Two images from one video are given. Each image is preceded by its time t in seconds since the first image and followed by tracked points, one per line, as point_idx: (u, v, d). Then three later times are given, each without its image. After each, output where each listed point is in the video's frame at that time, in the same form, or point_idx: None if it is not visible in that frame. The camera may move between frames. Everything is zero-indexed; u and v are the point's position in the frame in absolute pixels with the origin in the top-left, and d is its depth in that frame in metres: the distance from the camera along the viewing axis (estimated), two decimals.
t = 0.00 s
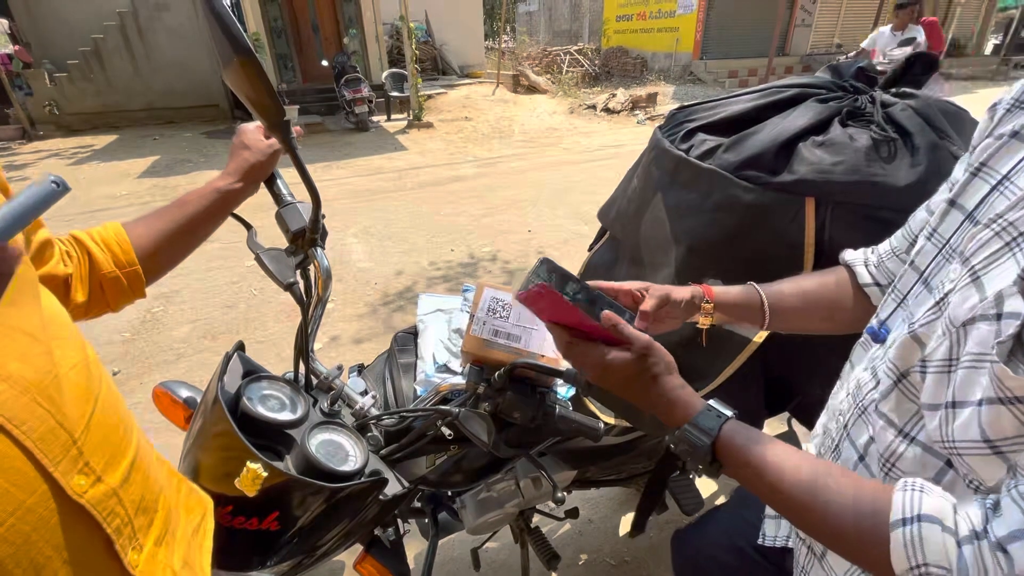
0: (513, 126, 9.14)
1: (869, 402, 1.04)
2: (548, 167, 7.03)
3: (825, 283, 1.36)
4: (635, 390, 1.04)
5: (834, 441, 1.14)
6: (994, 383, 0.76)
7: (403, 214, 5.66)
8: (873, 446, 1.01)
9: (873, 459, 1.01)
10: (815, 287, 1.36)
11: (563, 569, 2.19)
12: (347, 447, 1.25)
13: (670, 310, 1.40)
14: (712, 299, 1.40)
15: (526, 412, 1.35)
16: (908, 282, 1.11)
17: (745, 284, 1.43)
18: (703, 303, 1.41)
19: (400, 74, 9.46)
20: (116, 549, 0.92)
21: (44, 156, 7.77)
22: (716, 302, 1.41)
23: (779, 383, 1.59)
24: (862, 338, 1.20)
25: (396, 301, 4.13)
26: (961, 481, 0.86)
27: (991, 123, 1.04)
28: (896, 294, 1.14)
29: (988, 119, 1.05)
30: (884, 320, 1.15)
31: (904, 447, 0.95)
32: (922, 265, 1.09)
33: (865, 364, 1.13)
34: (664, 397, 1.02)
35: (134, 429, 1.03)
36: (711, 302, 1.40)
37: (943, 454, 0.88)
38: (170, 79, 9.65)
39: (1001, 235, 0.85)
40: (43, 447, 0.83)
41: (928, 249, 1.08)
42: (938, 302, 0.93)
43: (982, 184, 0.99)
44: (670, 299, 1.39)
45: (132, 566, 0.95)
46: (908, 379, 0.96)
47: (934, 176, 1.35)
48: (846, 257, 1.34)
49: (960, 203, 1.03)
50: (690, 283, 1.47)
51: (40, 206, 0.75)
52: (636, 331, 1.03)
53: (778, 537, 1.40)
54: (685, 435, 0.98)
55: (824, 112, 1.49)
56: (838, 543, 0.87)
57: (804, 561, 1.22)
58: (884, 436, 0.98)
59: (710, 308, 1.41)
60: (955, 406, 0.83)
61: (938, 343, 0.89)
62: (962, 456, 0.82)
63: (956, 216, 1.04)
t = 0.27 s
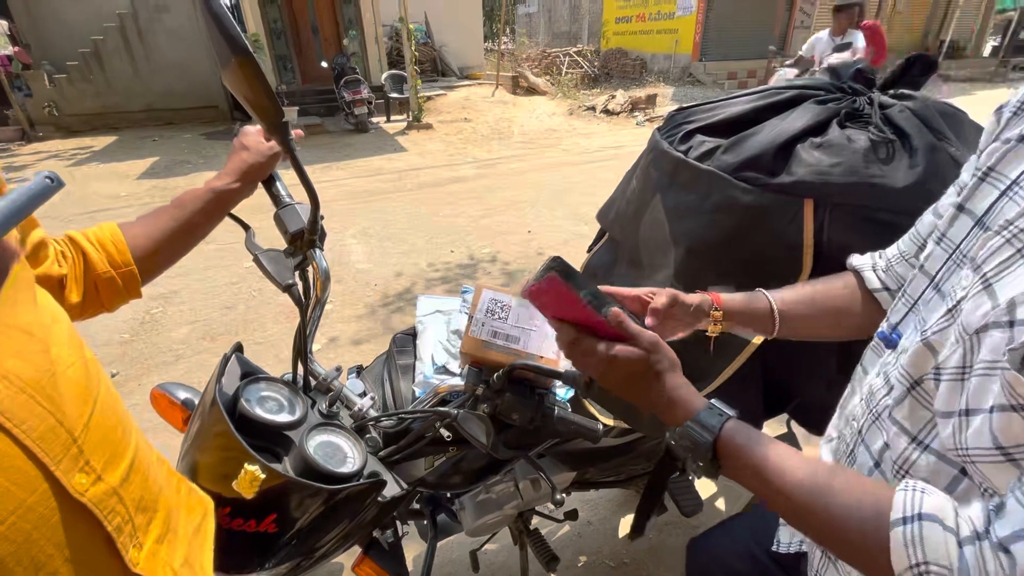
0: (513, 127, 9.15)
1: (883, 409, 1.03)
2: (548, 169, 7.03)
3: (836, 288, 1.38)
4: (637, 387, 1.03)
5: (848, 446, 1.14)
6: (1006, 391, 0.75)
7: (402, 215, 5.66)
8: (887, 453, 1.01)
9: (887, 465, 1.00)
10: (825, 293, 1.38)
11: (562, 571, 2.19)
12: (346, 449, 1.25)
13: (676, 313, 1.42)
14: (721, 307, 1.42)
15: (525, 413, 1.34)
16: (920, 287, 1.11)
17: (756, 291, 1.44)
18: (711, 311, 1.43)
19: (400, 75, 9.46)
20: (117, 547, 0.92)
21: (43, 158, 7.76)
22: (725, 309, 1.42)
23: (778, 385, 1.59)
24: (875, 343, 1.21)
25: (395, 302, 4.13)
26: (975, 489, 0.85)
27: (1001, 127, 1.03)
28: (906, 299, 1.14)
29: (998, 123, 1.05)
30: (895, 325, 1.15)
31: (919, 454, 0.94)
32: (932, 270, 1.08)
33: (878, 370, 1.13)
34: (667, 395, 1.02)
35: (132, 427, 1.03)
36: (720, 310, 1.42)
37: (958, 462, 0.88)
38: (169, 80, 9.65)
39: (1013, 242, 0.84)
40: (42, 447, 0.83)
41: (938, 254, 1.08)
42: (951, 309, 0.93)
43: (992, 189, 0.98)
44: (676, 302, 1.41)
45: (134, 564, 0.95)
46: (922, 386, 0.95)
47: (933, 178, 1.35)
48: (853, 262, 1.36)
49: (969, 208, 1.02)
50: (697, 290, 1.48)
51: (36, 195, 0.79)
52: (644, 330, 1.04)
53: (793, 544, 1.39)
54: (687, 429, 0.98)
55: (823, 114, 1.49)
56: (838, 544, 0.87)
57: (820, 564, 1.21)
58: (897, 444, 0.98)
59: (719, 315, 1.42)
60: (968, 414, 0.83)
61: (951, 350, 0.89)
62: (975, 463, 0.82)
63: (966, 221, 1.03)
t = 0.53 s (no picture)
0: (512, 128, 9.17)
1: (889, 409, 1.03)
2: (547, 169, 7.04)
3: (848, 290, 1.37)
4: (642, 385, 1.03)
5: (855, 448, 1.13)
6: (1009, 391, 0.75)
7: (402, 216, 5.66)
8: (892, 453, 1.00)
9: (891, 465, 1.00)
10: (838, 296, 1.37)
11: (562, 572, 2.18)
12: (345, 450, 1.25)
13: (685, 317, 1.40)
14: (733, 310, 1.40)
15: (524, 414, 1.34)
16: (928, 288, 1.10)
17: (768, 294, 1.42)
18: (722, 314, 1.41)
19: (399, 76, 9.48)
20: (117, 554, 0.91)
21: (42, 159, 7.76)
22: (737, 313, 1.39)
23: (778, 386, 1.59)
24: (883, 345, 1.21)
25: (395, 303, 4.13)
26: (979, 490, 0.85)
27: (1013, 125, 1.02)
28: (915, 300, 1.13)
29: (1010, 122, 1.04)
30: (904, 326, 1.15)
31: (923, 454, 0.94)
32: (941, 270, 1.07)
33: (885, 371, 1.12)
34: (671, 393, 1.02)
35: (132, 432, 1.02)
36: (731, 313, 1.40)
37: (961, 462, 0.87)
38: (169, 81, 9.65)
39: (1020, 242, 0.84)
40: (39, 454, 0.82)
41: (947, 254, 1.07)
42: (956, 309, 0.93)
43: (997, 190, 0.98)
44: (684, 305, 1.39)
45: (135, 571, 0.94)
46: (926, 386, 0.95)
47: (932, 179, 1.35)
48: (865, 265, 1.35)
49: (977, 207, 1.02)
50: (708, 294, 1.46)
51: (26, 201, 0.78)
52: (648, 328, 1.05)
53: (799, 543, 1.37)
54: (689, 429, 0.98)
55: (822, 116, 1.49)
56: (837, 546, 0.87)
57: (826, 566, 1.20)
58: (902, 444, 0.98)
59: (730, 319, 1.40)
60: (971, 414, 0.82)
61: (956, 351, 0.89)
62: (977, 463, 0.82)
63: (974, 221, 1.02)
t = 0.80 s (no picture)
0: (512, 130, 9.17)
1: (890, 411, 1.03)
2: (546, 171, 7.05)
3: (860, 295, 1.36)
4: (647, 384, 1.02)
5: (855, 450, 1.13)
6: (1013, 394, 0.75)
7: (401, 217, 5.66)
8: (894, 456, 1.00)
9: (892, 467, 1.00)
10: (849, 302, 1.36)
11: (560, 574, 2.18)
12: (344, 453, 1.24)
13: (693, 322, 1.39)
14: (744, 316, 1.37)
15: (523, 417, 1.33)
16: (931, 289, 1.09)
17: (777, 300, 1.41)
18: (734, 320, 1.38)
19: (399, 78, 9.49)
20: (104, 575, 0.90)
21: (41, 160, 7.76)
22: (748, 319, 1.38)
23: (777, 388, 1.59)
24: (884, 347, 1.21)
25: (394, 304, 4.12)
26: (981, 494, 0.85)
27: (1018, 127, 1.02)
28: (918, 301, 1.13)
29: (1015, 124, 1.03)
30: (905, 327, 1.14)
31: (924, 456, 0.94)
32: (944, 271, 1.07)
33: (887, 373, 1.12)
34: (676, 393, 1.01)
35: (127, 446, 1.01)
36: (743, 319, 1.38)
37: (963, 465, 0.87)
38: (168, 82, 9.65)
39: None
40: (20, 476, 0.81)
41: (950, 256, 1.06)
42: (960, 310, 0.92)
43: (1004, 193, 0.98)
44: (693, 310, 1.38)
45: None
46: (928, 388, 0.95)
47: (931, 180, 1.35)
48: (878, 270, 1.34)
49: (981, 209, 1.01)
50: (717, 299, 1.43)
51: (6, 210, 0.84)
52: (654, 328, 1.04)
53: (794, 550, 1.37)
54: (695, 430, 0.97)
55: (821, 117, 1.49)
56: (842, 549, 0.87)
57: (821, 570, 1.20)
58: (904, 446, 0.97)
59: (741, 325, 1.38)
60: (974, 417, 0.82)
61: (959, 352, 0.88)
62: (980, 467, 0.82)
63: (978, 222, 1.02)
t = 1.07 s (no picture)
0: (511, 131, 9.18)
1: (890, 414, 1.03)
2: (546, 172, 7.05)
3: (854, 296, 1.40)
4: (646, 387, 1.02)
5: (854, 453, 1.13)
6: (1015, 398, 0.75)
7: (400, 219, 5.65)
8: (893, 459, 1.00)
9: (891, 470, 1.00)
10: (845, 304, 1.40)
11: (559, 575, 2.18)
12: (342, 455, 1.24)
13: (688, 325, 1.43)
14: (740, 319, 1.41)
15: (520, 418, 1.33)
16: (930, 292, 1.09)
17: (773, 303, 1.44)
18: (729, 324, 1.42)
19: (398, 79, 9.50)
20: None
21: (40, 161, 7.76)
22: (744, 322, 1.41)
23: (776, 390, 1.59)
24: (883, 349, 1.21)
25: (392, 306, 4.12)
26: (981, 498, 0.85)
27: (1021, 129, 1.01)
28: (918, 303, 1.13)
29: (1017, 125, 1.03)
30: (905, 329, 1.14)
31: (924, 459, 0.94)
32: (946, 273, 1.07)
33: (887, 375, 1.12)
34: (674, 396, 1.01)
35: (122, 450, 1.02)
36: (738, 323, 1.41)
37: (963, 469, 0.87)
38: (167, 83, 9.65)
39: None
40: (11, 483, 0.82)
41: (951, 257, 1.06)
42: (961, 313, 0.92)
43: (1003, 196, 0.98)
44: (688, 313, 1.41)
45: None
46: (929, 391, 0.95)
47: (929, 181, 1.35)
48: (872, 270, 1.37)
49: (983, 211, 1.01)
50: (713, 303, 1.47)
51: None
52: (652, 331, 1.05)
53: (790, 552, 1.35)
54: (694, 434, 0.97)
55: (819, 118, 1.49)
56: (841, 552, 0.87)
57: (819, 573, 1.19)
58: (904, 449, 0.97)
59: (737, 328, 1.41)
60: (976, 420, 0.82)
61: (960, 355, 0.88)
62: (981, 471, 0.82)
63: (981, 224, 1.01)
